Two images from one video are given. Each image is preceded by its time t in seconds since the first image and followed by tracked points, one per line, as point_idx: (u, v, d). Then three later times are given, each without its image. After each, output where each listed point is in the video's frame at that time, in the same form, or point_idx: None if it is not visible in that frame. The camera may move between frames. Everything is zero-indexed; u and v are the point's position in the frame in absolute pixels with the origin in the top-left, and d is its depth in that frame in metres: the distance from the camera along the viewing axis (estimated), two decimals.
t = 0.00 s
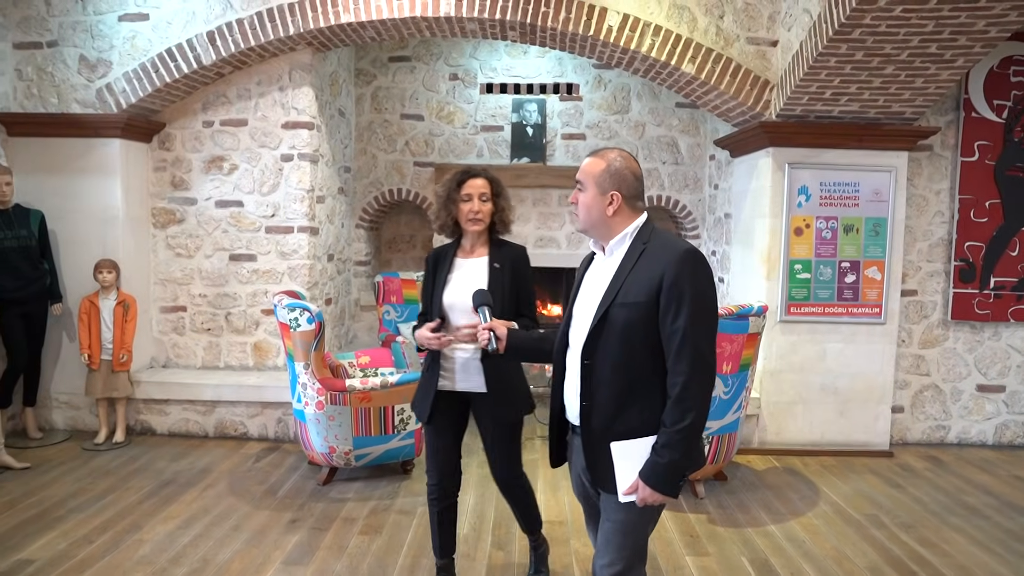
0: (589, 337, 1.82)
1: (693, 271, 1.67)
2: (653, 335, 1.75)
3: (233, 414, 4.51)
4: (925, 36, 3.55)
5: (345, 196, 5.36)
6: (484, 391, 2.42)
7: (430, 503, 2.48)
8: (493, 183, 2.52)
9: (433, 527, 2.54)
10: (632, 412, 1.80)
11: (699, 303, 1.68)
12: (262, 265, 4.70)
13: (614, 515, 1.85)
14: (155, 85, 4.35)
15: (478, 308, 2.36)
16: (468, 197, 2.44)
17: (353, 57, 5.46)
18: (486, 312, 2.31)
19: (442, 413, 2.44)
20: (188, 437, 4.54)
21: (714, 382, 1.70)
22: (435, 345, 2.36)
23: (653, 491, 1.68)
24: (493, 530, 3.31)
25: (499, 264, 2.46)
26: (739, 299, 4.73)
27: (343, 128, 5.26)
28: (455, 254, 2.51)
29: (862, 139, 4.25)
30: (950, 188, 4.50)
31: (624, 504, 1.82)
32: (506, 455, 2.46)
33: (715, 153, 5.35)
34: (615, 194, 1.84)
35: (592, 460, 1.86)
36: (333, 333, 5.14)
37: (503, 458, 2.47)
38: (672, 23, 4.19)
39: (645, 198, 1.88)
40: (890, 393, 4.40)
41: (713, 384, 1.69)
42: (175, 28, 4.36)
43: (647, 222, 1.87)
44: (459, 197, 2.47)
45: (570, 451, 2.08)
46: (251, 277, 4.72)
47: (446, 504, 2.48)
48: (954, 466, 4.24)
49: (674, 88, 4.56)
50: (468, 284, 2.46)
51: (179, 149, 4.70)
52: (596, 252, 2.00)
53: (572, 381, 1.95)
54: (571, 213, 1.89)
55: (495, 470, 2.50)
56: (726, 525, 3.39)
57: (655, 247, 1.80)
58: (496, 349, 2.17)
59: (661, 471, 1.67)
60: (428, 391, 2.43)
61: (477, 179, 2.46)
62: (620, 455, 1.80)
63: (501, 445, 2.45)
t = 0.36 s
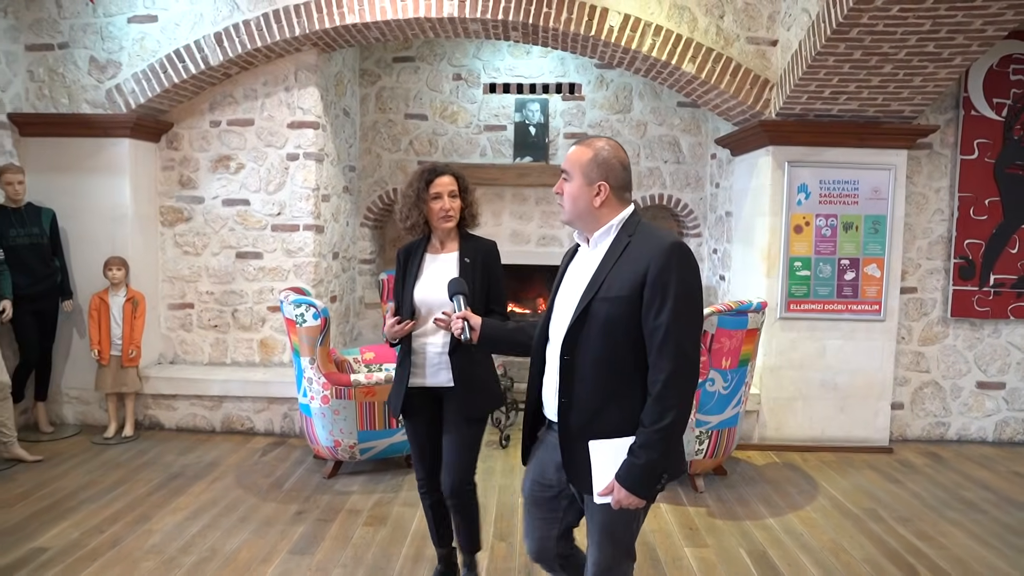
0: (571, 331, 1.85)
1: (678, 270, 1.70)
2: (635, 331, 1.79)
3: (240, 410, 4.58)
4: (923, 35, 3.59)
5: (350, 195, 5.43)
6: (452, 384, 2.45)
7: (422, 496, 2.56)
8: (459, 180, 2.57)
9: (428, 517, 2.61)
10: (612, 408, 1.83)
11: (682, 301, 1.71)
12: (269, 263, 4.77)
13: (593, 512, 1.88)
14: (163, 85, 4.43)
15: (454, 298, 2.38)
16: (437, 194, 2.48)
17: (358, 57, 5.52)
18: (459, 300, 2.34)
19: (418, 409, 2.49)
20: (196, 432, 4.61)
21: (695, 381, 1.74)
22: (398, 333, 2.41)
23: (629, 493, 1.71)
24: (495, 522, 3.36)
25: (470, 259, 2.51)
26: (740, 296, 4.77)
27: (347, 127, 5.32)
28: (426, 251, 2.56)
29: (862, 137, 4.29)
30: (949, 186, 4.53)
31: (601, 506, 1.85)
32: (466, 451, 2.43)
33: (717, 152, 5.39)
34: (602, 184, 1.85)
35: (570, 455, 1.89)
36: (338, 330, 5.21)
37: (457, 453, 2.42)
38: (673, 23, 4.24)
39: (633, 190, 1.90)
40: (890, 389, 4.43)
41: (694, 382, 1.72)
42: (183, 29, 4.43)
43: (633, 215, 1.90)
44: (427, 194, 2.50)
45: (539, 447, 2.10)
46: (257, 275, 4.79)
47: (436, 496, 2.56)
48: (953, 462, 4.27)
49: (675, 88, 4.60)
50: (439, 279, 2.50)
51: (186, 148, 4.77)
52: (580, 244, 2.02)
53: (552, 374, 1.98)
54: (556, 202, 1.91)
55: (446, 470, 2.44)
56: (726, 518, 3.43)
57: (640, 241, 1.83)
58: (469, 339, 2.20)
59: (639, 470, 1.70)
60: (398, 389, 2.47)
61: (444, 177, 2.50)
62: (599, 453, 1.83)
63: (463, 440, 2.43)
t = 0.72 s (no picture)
0: (575, 331, 1.86)
1: (681, 268, 1.73)
2: (638, 329, 1.80)
3: (256, 407, 4.68)
4: (926, 37, 3.65)
5: (362, 197, 5.52)
6: (437, 387, 2.53)
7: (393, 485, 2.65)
8: (454, 183, 2.66)
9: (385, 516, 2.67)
10: (618, 407, 1.83)
11: (685, 298, 1.74)
12: (284, 264, 4.87)
13: (600, 510, 1.85)
14: (181, 90, 4.54)
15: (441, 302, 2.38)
16: (429, 196, 2.57)
17: (370, 61, 5.61)
18: (448, 305, 2.31)
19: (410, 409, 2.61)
20: (213, 429, 4.71)
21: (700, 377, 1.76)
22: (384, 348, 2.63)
23: (642, 489, 1.72)
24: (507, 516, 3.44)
25: (457, 263, 2.57)
26: (748, 294, 4.84)
27: (360, 130, 5.42)
28: (420, 253, 2.65)
29: (867, 138, 4.35)
30: (954, 185, 4.58)
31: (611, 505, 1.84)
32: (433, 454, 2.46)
33: (724, 153, 5.46)
34: (597, 184, 1.88)
35: (574, 456, 1.87)
36: (352, 330, 5.30)
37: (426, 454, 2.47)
38: (680, 26, 4.32)
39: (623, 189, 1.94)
40: (896, 386, 4.49)
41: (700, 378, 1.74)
42: (200, 35, 4.54)
43: (627, 215, 1.93)
44: (421, 196, 2.60)
45: (532, 442, 2.05)
46: (273, 275, 4.89)
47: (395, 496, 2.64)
48: (959, 458, 4.33)
49: (683, 90, 4.67)
50: (426, 281, 2.58)
51: (203, 152, 4.87)
52: (574, 245, 2.05)
53: (552, 375, 1.97)
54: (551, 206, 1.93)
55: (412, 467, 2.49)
56: (733, 512, 3.50)
57: (638, 240, 1.85)
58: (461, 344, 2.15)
59: (651, 468, 1.71)
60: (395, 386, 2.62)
61: (438, 179, 2.57)
62: (608, 453, 1.81)
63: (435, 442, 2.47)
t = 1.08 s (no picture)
0: (573, 336, 1.88)
1: (675, 270, 1.79)
2: (635, 331, 1.85)
3: (276, 406, 4.78)
4: (933, 42, 3.73)
5: (377, 198, 5.62)
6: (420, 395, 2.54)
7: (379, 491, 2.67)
8: (455, 188, 2.64)
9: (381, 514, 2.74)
10: (618, 409, 1.87)
11: (680, 299, 1.79)
12: (302, 264, 4.97)
13: (607, 508, 1.89)
14: (202, 94, 4.63)
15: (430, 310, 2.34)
16: (427, 199, 2.56)
17: (384, 65, 5.71)
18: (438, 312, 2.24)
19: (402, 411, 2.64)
20: (233, 427, 4.81)
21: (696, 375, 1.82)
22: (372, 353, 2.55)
23: (648, 485, 1.76)
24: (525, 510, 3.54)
25: (447, 269, 2.57)
26: (758, 294, 4.92)
27: (375, 133, 5.51)
28: (416, 255, 2.66)
29: (874, 140, 4.43)
30: (961, 186, 4.66)
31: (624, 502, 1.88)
32: (427, 462, 2.48)
33: (734, 154, 5.54)
34: (600, 190, 1.91)
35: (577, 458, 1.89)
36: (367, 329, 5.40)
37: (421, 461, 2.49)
38: (691, 31, 4.41)
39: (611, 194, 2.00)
40: (903, 384, 4.57)
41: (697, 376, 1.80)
42: (220, 41, 4.64)
43: (615, 220, 1.98)
44: (420, 198, 2.60)
45: (531, 449, 2.07)
46: (291, 276, 4.99)
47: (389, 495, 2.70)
48: (965, 454, 4.41)
49: (693, 93, 4.76)
50: (418, 285, 2.61)
51: (222, 155, 4.97)
52: (560, 250, 2.07)
53: (550, 380, 1.99)
54: (554, 211, 1.90)
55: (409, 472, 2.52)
56: (745, 506, 3.59)
57: (630, 244, 1.90)
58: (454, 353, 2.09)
59: (657, 465, 1.75)
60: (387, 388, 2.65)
61: (440, 183, 2.54)
62: (612, 454, 1.84)
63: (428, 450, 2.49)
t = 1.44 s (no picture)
0: (547, 328, 1.96)
1: (646, 263, 1.86)
2: (607, 323, 1.93)
3: (291, 402, 4.87)
4: (937, 47, 3.82)
5: (389, 198, 5.71)
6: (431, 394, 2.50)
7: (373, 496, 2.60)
8: (457, 184, 2.62)
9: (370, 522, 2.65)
10: (591, 399, 1.95)
11: (650, 292, 1.87)
12: (317, 263, 5.06)
13: (584, 499, 1.96)
14: (220, 96, 4.72)
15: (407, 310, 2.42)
16: (430, 196, 2.54)
17: (396, 67, 5.80)
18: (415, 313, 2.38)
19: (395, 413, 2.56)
20: (250, 423, 4.90)
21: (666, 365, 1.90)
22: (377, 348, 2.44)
23: (619, 472, 1.84)
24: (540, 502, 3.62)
25: (454, 266, 2.55)
26: (765, 293, 5.00)
27: (387, 134, 5.61)
28: (419, 253, 2.61)
29: (879, 142, 4.52)
30: (964, 187, 4.75)
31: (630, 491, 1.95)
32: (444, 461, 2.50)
33: (740, 156, 5.64)
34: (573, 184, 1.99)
35: (553, 447, 1.97)
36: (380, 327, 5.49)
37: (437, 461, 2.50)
38: (700, 35, 4.50)
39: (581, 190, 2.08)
40: (908, 381, 4.66)
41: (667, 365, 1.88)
42: (238, 43, 4.72)
43: (586, 215, 2.06)
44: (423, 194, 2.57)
45: (511, 444, 2.15)
46: (306, 274, 5.08)
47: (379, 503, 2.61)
48: (968, 450, 4.49)
49: (701, 96, 4.85)
50: (425, 283, 2.56)
51: (239, 155, 5.06)
52: (535, 245, 2.15)
53: (526, 371, 2.06)
54: (529, 204, 1.97)
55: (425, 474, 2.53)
56: (754, 499, 3.68)
57: (601, 238, 1.98)
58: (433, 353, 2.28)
59: (628, 452, 1.84)
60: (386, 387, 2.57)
61: (442, 179, 2.53)
62: (584, 444, 1.92)
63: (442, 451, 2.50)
